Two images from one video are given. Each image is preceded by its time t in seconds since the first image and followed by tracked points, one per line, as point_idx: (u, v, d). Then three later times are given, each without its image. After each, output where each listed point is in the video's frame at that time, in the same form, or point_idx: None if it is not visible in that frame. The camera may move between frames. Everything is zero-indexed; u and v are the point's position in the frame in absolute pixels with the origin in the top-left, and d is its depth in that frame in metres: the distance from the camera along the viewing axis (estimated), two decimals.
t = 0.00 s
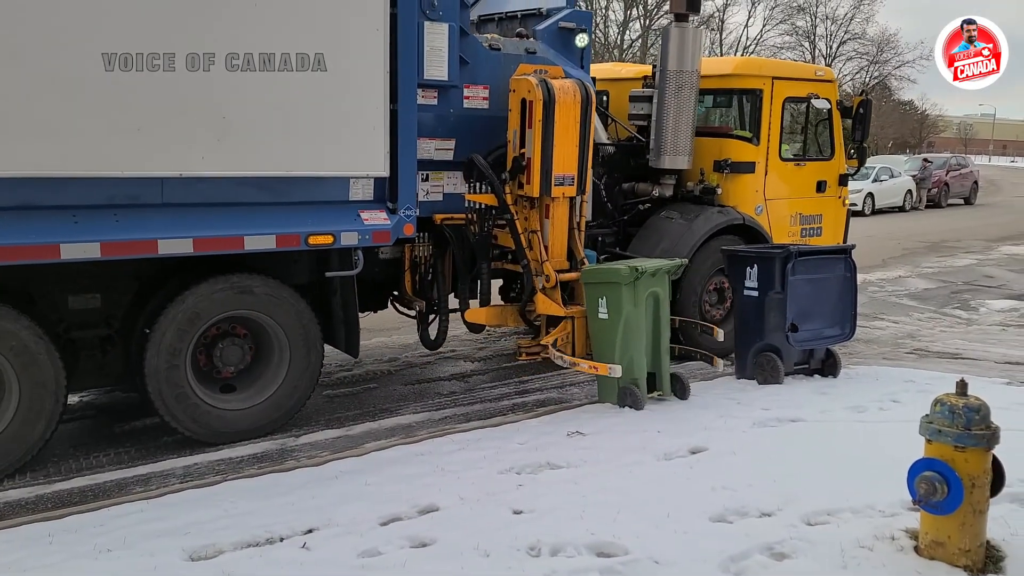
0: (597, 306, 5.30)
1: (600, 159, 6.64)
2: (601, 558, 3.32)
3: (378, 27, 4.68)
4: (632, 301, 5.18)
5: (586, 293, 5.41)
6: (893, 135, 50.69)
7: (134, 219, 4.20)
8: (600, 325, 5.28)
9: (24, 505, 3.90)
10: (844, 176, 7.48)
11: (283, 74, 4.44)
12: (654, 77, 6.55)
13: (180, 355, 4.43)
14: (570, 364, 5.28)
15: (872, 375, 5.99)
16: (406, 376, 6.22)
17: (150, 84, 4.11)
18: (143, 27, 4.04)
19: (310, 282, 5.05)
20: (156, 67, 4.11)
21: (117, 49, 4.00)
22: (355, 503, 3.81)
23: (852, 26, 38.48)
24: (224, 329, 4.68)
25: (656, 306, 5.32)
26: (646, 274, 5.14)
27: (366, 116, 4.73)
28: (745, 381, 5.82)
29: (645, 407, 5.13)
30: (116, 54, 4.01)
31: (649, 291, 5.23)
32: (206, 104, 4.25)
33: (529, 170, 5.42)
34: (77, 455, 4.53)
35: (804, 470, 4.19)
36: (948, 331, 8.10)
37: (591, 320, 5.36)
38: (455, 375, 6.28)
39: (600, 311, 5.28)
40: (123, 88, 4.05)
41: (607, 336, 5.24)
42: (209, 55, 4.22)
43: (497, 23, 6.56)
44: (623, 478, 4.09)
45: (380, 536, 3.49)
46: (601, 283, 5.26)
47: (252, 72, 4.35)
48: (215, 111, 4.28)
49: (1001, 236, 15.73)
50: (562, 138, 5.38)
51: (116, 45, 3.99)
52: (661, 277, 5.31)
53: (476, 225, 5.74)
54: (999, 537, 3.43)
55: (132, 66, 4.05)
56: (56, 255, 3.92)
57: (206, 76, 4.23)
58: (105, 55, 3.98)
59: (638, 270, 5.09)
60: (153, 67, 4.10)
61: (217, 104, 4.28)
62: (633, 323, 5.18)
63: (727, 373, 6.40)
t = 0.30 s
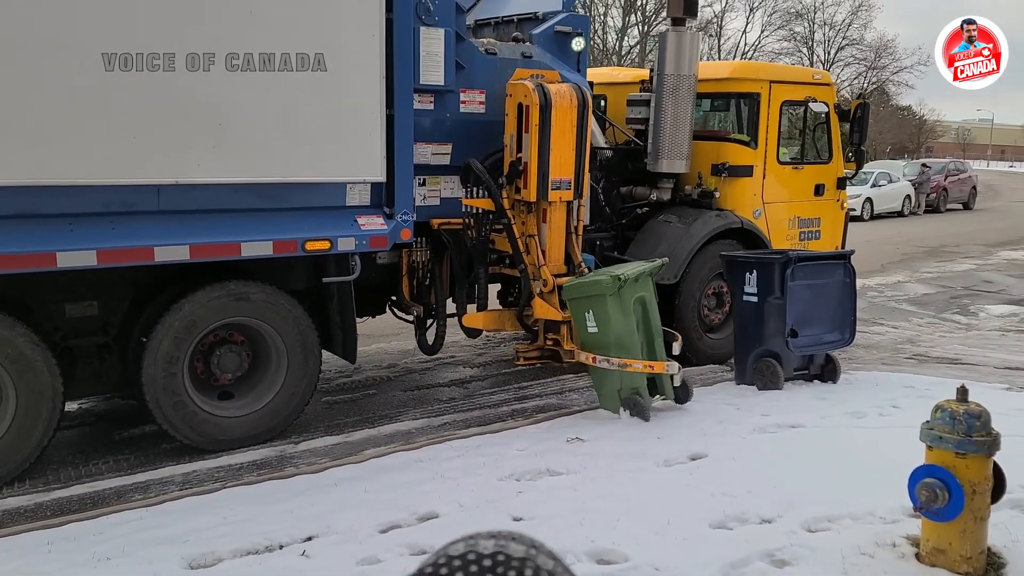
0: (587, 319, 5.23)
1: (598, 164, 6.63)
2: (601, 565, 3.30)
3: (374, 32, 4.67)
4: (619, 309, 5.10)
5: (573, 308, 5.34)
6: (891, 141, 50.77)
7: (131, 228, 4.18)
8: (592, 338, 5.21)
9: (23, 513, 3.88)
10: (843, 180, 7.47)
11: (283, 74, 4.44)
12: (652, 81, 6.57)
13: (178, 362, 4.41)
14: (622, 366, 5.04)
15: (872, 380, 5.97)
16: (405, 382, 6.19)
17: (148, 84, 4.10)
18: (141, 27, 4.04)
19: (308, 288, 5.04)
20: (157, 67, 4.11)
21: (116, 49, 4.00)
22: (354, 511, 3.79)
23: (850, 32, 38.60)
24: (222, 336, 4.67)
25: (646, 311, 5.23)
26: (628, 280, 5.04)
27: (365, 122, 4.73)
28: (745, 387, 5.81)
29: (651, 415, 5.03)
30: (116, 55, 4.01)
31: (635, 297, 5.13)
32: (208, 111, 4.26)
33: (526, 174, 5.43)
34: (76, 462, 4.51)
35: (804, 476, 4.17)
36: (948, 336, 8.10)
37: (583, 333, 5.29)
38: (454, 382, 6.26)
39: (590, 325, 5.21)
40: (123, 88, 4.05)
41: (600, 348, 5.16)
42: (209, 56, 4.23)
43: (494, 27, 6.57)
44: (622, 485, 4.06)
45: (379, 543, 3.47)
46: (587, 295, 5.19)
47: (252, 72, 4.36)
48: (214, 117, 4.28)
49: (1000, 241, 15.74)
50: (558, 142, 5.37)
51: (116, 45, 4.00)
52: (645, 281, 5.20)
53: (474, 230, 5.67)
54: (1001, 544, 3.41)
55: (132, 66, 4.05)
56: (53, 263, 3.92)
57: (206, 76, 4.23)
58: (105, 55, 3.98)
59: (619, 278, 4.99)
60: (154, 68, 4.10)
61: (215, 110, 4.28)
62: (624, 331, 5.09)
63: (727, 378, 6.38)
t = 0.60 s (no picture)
0: (592, 326, 5.19)
1: (598, 178, 6.67)
2: None
3: (377, 47, 4.70)
4: (626, 318, 5.08)
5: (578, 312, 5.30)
6: (889, 153, 50.93)
7: (132, 240, 4.19)
8: (594, 345, 5.18)
9: (22, 526, 3.88)
10: (842, 195, 7.51)
11: (284, 74, 4.44)
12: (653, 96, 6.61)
13: (179, 374, 4.42)
14: (642, 376, 4.99)
15: (871, 393, 5.98)
16: (405, 395, 6.19)
17: (152, 94, 4.12)
18: (145, 37, 4.06)
19: (309, 301, 5.06)
20: (157, 67, 4.11)
21: (117, 49, 4.00)
22: (355, 524, 3.79)
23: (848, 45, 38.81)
24: (223, 348, 4.67)
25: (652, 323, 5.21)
26: (639, 291, 5.02)
27: (367, 136, 4.76)
28: (745, 400, 5.82)
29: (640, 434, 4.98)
30: (116, 54, 4.01)
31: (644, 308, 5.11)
32: (212, 126, 4.28)
33: (527, 188, 5.44)
34: (75, 475, 4.51)
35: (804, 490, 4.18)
36: (946, 348, 8.11)
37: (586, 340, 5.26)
38: (454, 394, 6.26)
39: (594, 331, 5.18)
40: (122, 89, 4.05)
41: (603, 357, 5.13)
42: (209, 56, 4.23)
43: (496, 43, 6.62)
44: (623, 499, 4.06)
45: (379, 557, 3.47)
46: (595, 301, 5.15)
47: (252, 72, 4.36)
48: (217, 130, 4.30)
49: (998, 253, 15.79)
50: (560, 158, 5.39)
51: (116, 45, 4.00)
52: (656, 294, 5.16)
53: (475, 243, 5.69)
54: (1002, 559, 3.41)
55: (132, 66, 4.05)
56: (56, 275, 3.93)
57: (206, 76, 4.23)
58: (105, 55, 3.98)
59: (629, 288, 4.95)
60: (154, 67, 4.10)
61: (219, 124, 4.30)
62: (628, 342, 5.08)
63: (726, 391, 6.38)
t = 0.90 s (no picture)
0: (637, 284, 5.24)
1: (604, 186, 6.63)
2: None
3: (383, 57, 4.72)
4: (672, 272, 5.11)
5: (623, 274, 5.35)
6: (897, 161, 50.81)
7: (140, 250, 4.21)
8: (642, 304, 5.22)
9: (30, 536, 3.88)
10: (849, 202, 7.49)
11: (284, 74, 4.43)
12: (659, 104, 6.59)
13: (186, 383, 4.42)
14: (695, 330, 5.06)
15: (880, 403, 5.94)
16: (412, 404, 6.18)
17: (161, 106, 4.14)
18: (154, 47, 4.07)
19: (315, 310, 5.06)
20: (156, 67, 4.10)
21: (117, 49, 3.99)
22: (361, 535, 3.77)
23: (855, 53, 38.79)
24: (230, 357, 4.67)
25: (701, 279, 5.22)
26: (684, 242, 5.05)
27: (375, 147, 4.78)
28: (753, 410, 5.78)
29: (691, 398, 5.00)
30: (116, 54, 4.00)
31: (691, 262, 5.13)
32: (219, 137, 4.30)
33: (533, 197, 5.51)
34: (84, 484, 4.52)
35: (813, 501, 4.14)
36: (956, 358, 8.05)
37: (633, 301, 5.30)
38: (461, 403, 6.25)
39: (641, 291, 5.22)
40: (122, 89, 4.03)
41: (652, 315, 5.16)
42: (209, 55, 4.21)
43: (502, 51, 6.62)
44: (630, 510, 4.04)
45: (386, 568, 3.45)
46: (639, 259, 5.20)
47: (252, 72, 4.34)
48: (224, 141, 4.31)
49: (1007, 261, 15.71)
50: (565, 167, 5.50)
51: (116, 45, 3.98)
52: (702, 246, 5.17)
53: (480, 251, 5.81)
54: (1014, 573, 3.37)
55: (132, 66, 4.04)
56: (64, 285, 3.93)
57: (206, 76, 4.22)
58: (105, 55, 3.97)
59: (675, 238, 4.98)
60: (153, 67, 4.09)
61: (226, 134, 4.32)
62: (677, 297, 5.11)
63: (734, 400, 6.35)
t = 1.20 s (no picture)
0: (645, 240, 5.62)
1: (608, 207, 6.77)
2: None
3: (390, 80, 4.77)
4: (680, 225, 5.50)
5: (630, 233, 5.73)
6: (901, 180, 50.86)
7: (147, 270, 4.23)
8: (653, 260, 5.60)
9: (33, 557, 3.88)
10: (854, 224, 7.50)
11: (284, 74, 4.43)
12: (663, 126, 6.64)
13: (191, 403, 4.43)
14: (706, 279, 5.54)
15: (886, 424, 5.92)
16: (415, 424, 6.17)
17: (169, 127, 4.17)
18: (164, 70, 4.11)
19: (321, 330, 5.07)
20: (156, 67, 4.08)
21: (117, 49, 3.97)
22: (365, 556, 3.76)
23: (858, 73, 38.97)
24: (235, 377, 4.69)
25: (706, 231, 5.65)
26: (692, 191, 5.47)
27: (381, 168, 4.82)
28: (758, 431, 5.77)
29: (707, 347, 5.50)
30: (115, 54, 3.98)
31: (698, 213, 5.55)
32: (228, 159, 4.33)
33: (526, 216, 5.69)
34: (87, 505, 4.51)
35: (819, 523, 4.12)
36: (961, 379, 8.03)
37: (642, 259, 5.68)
38: (464, 423, 6.24)
39: (649, 246, 5.61)
40: (124, 91, 4.02)
41: (663, 269, 5.56)
42: (209, 56, 4.20)
43: (508, 74, 6.74)
44: (636, 532, 4.01)
45: None
46: (648, 215, 5.60)
47: (251, 72, 4.34)
48: (232, 163, 4.35)
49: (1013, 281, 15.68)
50: (558, 185, 5.67)
51: (116, 46, 3.96)
52: (707, 199, 5.61)
53: (474, 270, 5.83)
54: None
55: (132, 66, 4.02)
56: (71, 305, 3.95)
57: (206, 76, 4.21)
58: (105, 55, 3.95)
59: (683, 188, 5.40)
60: (153, 67, 4.07)
61: (234, 155, 4.35)
62: (687, 246, 5.50)
63: (738, 421, 6.34)
